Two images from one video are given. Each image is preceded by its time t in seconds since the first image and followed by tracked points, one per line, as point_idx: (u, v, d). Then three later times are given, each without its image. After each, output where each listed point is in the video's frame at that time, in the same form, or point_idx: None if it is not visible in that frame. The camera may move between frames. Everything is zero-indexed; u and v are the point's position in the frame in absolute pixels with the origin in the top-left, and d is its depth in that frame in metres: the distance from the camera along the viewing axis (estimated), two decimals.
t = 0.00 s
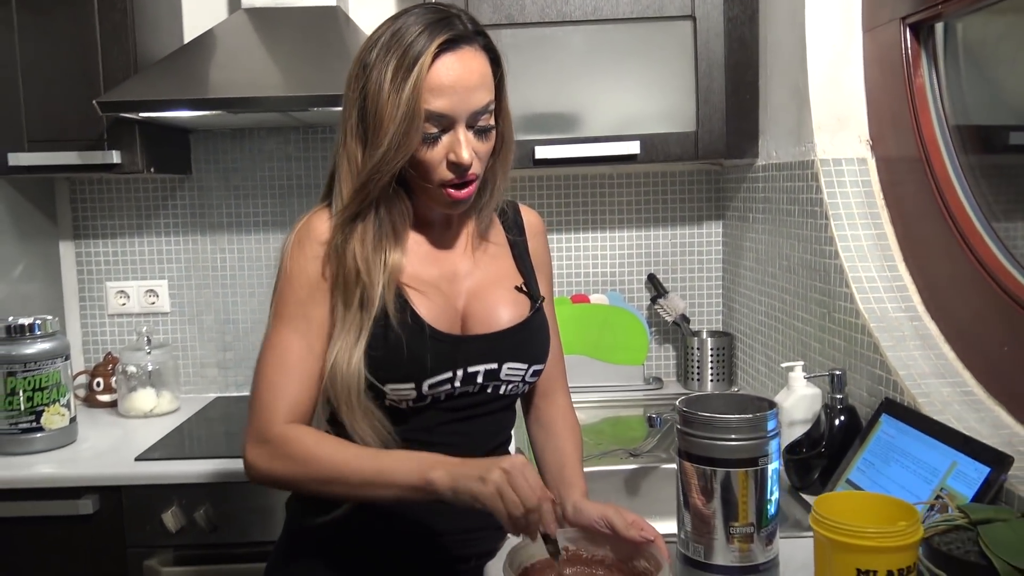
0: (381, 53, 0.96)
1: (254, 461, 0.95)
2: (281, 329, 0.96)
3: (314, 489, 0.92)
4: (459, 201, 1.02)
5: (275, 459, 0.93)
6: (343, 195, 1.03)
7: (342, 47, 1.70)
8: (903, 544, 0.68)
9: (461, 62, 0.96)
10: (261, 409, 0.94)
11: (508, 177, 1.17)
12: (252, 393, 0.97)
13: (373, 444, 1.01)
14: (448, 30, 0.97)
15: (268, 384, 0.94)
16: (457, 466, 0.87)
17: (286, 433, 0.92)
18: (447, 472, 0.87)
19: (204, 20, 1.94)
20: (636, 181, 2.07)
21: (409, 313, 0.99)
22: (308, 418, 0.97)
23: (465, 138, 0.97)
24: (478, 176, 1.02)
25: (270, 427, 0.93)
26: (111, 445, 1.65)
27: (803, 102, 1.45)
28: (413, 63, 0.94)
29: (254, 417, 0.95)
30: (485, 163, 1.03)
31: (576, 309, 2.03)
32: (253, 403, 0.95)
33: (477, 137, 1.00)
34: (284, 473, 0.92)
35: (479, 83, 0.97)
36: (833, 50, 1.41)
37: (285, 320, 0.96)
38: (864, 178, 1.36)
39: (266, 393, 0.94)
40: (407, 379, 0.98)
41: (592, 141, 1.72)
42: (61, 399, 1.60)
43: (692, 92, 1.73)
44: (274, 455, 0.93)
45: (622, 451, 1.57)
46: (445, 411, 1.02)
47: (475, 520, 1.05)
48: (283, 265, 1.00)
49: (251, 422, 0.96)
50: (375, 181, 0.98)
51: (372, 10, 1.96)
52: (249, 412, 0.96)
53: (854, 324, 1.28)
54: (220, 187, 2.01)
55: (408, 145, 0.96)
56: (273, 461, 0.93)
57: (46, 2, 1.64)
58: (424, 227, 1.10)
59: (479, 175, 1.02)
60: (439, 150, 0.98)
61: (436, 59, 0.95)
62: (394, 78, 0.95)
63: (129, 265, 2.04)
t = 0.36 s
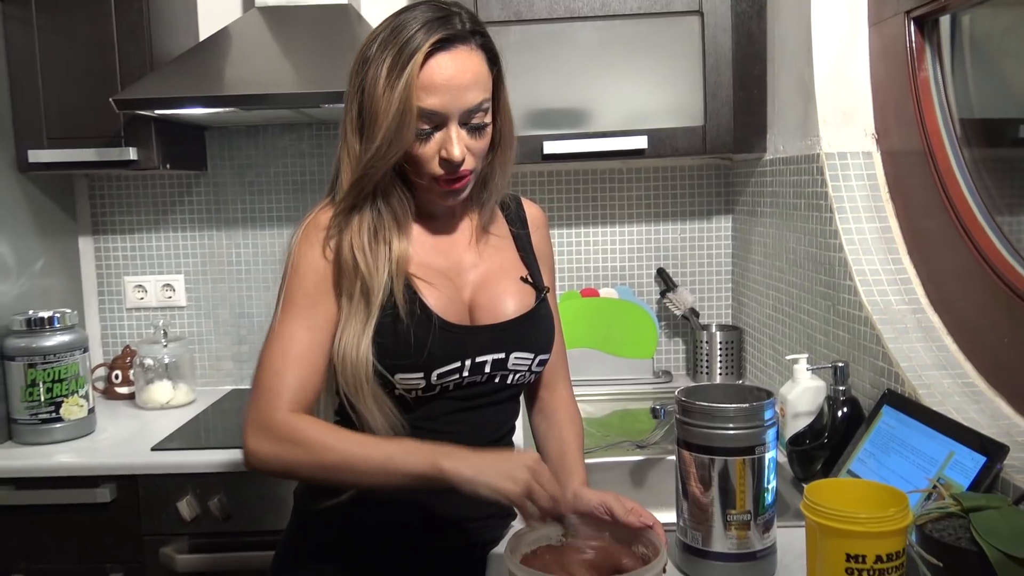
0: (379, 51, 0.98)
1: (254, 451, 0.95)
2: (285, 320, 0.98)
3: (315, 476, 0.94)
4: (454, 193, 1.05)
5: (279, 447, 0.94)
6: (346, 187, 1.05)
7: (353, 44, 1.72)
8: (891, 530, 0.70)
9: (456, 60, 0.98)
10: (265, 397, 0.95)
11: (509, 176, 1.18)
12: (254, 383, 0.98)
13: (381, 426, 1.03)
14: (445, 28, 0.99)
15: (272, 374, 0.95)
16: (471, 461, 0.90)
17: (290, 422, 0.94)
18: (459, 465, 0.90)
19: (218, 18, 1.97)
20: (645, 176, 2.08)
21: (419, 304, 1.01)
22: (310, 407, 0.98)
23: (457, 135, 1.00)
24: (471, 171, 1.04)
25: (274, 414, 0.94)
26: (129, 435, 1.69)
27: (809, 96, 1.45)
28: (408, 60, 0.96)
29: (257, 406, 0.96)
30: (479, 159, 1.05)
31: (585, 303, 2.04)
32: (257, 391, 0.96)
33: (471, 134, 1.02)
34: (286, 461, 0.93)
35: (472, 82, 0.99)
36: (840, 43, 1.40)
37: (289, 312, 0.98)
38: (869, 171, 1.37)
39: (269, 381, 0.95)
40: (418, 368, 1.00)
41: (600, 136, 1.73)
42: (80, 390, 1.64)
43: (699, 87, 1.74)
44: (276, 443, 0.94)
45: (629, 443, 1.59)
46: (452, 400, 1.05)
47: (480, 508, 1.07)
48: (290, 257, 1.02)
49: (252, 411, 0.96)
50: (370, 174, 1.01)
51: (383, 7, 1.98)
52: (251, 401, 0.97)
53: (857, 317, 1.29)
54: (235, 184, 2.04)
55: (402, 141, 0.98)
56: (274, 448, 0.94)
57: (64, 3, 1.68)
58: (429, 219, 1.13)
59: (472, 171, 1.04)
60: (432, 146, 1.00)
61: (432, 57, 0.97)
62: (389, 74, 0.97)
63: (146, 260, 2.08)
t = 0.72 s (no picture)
0: (386, 45, 1.01)
1: (285, 448, 0.99)
2: (304, 316, 1.01)
3: (339, 472, 0.96)
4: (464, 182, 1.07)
5: (308, 442, 0.97)
6: (356, 180, 1.08)
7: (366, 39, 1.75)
8: (886, 512, 0.72)
9: (463, 50, 1.01)
10: (291, 395, 0.99)
11: (514, 163, 1.21)
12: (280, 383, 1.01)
13: (391, 416, 1.05)
14: (450, 20, 1.01)
15: (296, 371, 0.99)
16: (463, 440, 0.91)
17: (314, 418, 0.97)
18: (470, 469, 0.89)
19: (233, 14, 2.01)
20: (654, 170, 2.09)
21: (427, 292, 1.04)
22: (333, 403, 1.02)
23: (466, 123, 1.02)
24: (480, 160, 1.07)
25: (299, 411, 0.98)
26: (146, 424, 1.73)
27: (815, 89, 1.46)
28: (415, 53, 0.98)
29: (284, 402, 1.00)
30: (487, 148, 1.08)
31: (594, 296, 2.06)
32: (282, 388, 1.00)
33: (479, 123, 1.05)
34: (312, 457, 0.97)
35: (478, 71, 1.02)
36: (846, 37, 1.42)
37: (306, 307, 1.02)
38: (875, 164, 1.38)
39: (294, 379, 0.99)
40: (427, 355, 1.03)
41: (608, 130, 1.75)
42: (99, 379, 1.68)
43: (708, 81, 1.76)
44: (303, 439, 0.97)
45: (636, 433, 1.61)
46: (460, 386, 1.07)
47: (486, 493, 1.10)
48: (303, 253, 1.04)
49: (280, 410, 1.00)
50: (384, 166, 1.03)
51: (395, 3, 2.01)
52: (278, 400, 1.00)
53: (862, 309, 1.30)
54: (249, 178, 2.08)
55: (413, 133, 1.00)
56: (302, 444, 0.97)
57: None
58: (436, 211, 1.15)
59: (480, 159, 1.07)
60: (442, 136, 1.03)
61: (439, 48, 1.00)
62: (399, 66, 0.99)
63: (163, 253, 2.12)
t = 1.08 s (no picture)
0: (383, 43, 1.03)
1: (297, 442, 1.00)
2: (311, 310, 1.03)
3: (348, 461, 0.97)
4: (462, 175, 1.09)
5: (317, 434, 0.98)
6: (355, 176, 1.10)
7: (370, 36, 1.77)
8: (876, 496, 0.74)
9: (457, 47, 1.03)
10: (299, 388, 1.00)
11: (509, 159, 1.23)
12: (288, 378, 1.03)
13: (394, 406, 1.07)
14: (444, 17, 1.03)
15: (305, 363, 1.01)
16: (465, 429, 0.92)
17: (322, 407, 0.98)
18: (467, 453, 0.90)
19: (238, 12, 2.03)
20: (656, 165, 2.11)
21: (426, 283, 1.06)
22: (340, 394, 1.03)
23: (463, 118, 1.04)
24: (478, 154, 1.09)
25: (309, 403, 0.99)
26: (154, 416, 1.76)
27: (814, 84, 1.48)
28: (410, 50, 1.00)
29: (293, 395, 1.01)
30: (484, 142, 1.10)
31: (596, 291, 2.08)
32: (292, 381, 1.01)
33: (474, 118, 1.06)
34: (321, 445, 0.98)
35: (473, 66, 1.04)
36: (845, 32, 1.43)
37: (312, 302, 1.03)
38: (872, 158, 1.39)
39: (302, 372, 1.00)
40: (427, 343, 1.05)
41: (609, 126, 1.77)
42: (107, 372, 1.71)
43: (709, 77, 1.77)
44: (312, 429, 0.98)
45: (637, 425, 1.63)
46: (461, 374, 1.09)
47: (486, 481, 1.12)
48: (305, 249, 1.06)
49: (290, 404, 1.01)
50: (382, 161, 1.05)
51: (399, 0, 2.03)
52: (287, 394, 1.02)
53: (860, 301, 1.32)
54: (255, 174, 2.10)
55: (409, 127, 1.02)
56: (311, 433, 0.98)
57: None
58: (434, 205, 1.17)
59: (478, 153, 1.09)
60: (440, 131, 1.05)
61: (434, 45, 1.01)
62: (395, 63, 1.01)
63: (170, 249, 2.14)
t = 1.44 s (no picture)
0: (388, 40, 1.04)
1: (290, 422, 1.04)
2: (309, 299, 1.05)
3: (341, 440, 1.02)
4: (464, 171, 1.10)
5: (309, 416, 1.02)
6: (359, 170, 1.12)
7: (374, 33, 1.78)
8: (869, 487, 0.75)
9: (461, 45, 1.04)
10: (294, 373, 1.03)
11: (512, 156, 1.24)
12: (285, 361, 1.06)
13: (399, 395, 1.09)
14: (448, 15, 1.05)
15: (301, 350, 1.03)
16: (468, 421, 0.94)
17: (315, 391, 1.02)
18: (467, 427, 0.95)
19: (244, 9, 2.04)
20: (658, 163, 2.12)
21: (430, 275, 1.07)
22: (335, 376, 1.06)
23: (466, 115, 1.06)
24: (480, 149, 1.10)
25: (303, 388, 1.02)
26: (160, 410, 1.77)
27: (815, 82, 1.49)
28: (415, 47, 1.02)
29: (288, 380, 1.04)
30: (487, 139, 1.11)
31: (600, 286, 2.10)
32: (287, 367, 1.05)
33: (478, 115, 1.08)
34: (316, 428, 1.02)
35: (476, 63, 1.05)
36: (846, 30, 1.44)
37: (311, 291, 1.05)
38: (872, 156, 1.40)
39: (299, 358, 1.03)
40: (429, 335, 1.06)
41: (612, 123, 1.78)
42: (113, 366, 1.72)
43: (711, 75, 1.78)
44: (306, 413, 1.02)
45: (638, 419, 1.64)
46: (462, 367, 1.11)
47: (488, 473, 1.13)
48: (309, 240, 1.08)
49: (286, 387, 1.05)
50: (388, 157, 1.06)
51: None
52: (283, 378, 1.05)
53: (858, 297, 1.34)
54: (260, 170, 2.12)
55: (413, 123, 1.04)
56: (306, 417, 1.02)
57: None
58: (438, 200, 1.18)
59: (481, 149, 1.10)
60: (443, 127, 1.06)
61: (438, 43, 1.03)
62: (400, 61, 1.03)
63: (176, 244, 2.16)
